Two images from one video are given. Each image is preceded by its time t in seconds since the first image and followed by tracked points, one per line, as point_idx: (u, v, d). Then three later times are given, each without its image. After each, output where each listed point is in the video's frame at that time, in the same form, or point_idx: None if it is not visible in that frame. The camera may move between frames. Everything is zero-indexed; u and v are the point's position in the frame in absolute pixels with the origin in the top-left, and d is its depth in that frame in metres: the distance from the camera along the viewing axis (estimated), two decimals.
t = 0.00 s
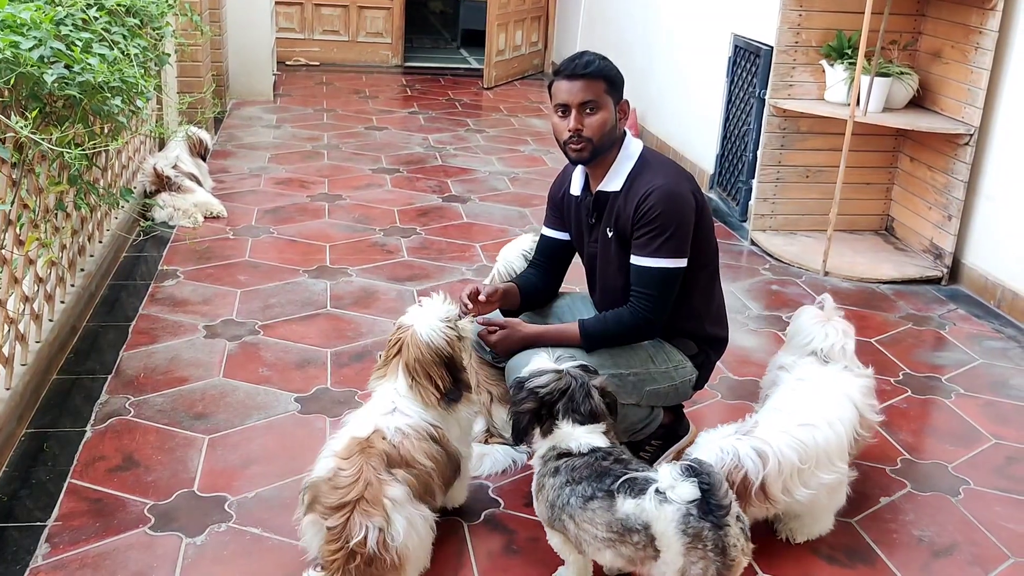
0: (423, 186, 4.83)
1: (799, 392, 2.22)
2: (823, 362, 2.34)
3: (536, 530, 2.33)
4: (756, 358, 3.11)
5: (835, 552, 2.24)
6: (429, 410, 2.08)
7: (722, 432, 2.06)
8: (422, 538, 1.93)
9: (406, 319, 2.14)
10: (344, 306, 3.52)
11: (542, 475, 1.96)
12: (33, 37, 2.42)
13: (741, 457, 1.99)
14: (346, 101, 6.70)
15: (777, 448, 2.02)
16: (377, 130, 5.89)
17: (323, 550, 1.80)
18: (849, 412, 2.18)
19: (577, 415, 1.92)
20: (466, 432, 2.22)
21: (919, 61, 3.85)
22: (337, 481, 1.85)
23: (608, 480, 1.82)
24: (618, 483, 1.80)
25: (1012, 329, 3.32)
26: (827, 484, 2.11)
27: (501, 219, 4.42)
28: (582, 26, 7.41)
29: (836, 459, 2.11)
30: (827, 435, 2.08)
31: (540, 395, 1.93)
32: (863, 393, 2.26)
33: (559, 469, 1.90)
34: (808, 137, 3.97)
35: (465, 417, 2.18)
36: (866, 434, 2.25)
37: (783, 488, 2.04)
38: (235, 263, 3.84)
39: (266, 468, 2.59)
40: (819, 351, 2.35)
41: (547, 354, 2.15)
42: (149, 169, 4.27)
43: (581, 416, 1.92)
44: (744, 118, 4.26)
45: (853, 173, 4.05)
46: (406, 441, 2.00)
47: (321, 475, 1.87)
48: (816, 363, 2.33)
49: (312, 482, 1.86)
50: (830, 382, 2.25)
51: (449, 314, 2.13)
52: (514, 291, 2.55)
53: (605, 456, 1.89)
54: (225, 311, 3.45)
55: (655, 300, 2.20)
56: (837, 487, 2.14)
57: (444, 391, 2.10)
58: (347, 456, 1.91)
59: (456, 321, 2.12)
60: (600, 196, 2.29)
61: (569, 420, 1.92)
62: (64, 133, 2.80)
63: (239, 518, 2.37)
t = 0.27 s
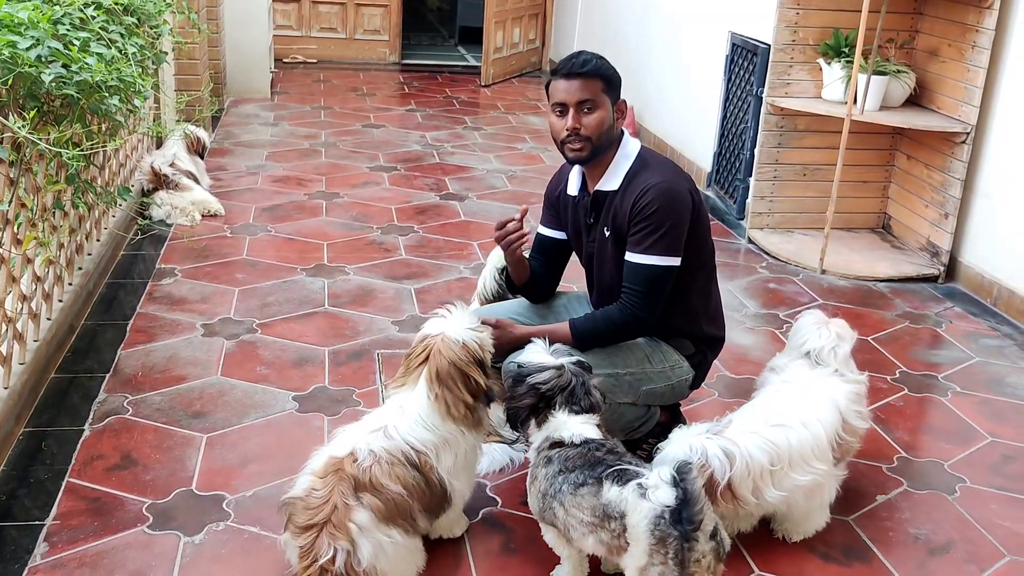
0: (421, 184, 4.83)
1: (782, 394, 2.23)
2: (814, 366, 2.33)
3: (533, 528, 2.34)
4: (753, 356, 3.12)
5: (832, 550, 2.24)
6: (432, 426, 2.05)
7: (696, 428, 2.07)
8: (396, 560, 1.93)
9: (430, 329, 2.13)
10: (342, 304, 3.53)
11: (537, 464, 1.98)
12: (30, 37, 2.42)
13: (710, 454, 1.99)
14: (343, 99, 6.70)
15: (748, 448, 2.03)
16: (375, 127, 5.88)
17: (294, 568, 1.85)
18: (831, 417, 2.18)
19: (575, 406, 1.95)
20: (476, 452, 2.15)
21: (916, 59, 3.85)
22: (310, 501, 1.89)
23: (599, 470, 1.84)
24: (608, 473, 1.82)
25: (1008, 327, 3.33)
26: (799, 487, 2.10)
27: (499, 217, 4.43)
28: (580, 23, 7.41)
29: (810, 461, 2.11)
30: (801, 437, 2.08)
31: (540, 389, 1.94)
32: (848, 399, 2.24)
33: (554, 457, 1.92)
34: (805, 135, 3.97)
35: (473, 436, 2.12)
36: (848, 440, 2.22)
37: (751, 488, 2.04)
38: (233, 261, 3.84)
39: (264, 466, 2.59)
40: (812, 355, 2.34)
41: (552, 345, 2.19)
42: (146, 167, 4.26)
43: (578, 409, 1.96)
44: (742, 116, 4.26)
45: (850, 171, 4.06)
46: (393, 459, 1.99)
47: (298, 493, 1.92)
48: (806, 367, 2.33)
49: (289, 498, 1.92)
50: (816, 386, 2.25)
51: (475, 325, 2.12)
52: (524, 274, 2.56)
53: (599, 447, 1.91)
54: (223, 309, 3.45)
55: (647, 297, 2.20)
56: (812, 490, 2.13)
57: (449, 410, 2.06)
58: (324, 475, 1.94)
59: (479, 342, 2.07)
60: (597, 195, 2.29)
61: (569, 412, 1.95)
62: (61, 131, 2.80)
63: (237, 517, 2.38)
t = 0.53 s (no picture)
0: (419, 183, 4.84)
1: (770, 397, 2.26)
2: (806, 372, 2.35)
3: (532, 528, 2.35)
4: (751, 356, 3.13)
5: (829, 549, 2.26)
6: (439, 436, 2.02)
7: (679, 421, 2.10)
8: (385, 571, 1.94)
9: (449, 333, 2.14)
10: (341, 304, 3.53)
11: (536, 460, 2.01)
12: (29, 39, 2.42)
13: (688, 448, 2.02)
14: (342, 98, 6.70)
15: (725, 446, 2.05)
16: (373, 127, 5.89)
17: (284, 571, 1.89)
18: (818, 421, 2.19)
19: (576, 406, 1.99)
20: (483, 461, 2.12)
21: (913, 59, 3.86)
22: (305, 506, 1.92)
23: (588, 473, 1.87)
24: (594, 478, 1.85)
25: (1005, 326, 3.34)
26: (778, 490, 2.10)
27: (498, 217, 4.43)
28: (578, 22, 7.41)
29: (791, 465, 2.12)
30: (780, 440, 2.10)
31: (542, 387, 1.97)
32: (837, 404, 2.25)
33: (551, 455, 1.96)
34: (803, 135, 3.98)
35: (482, 447, 2.09)
36: (834, 446, 2.23)
37: (726, 485, 2.05)
38: (232, 261, 3.85)
39: (263, 467, 2.60)
40: (805, 360, 2.36)
41: (561, 341, 2.21)
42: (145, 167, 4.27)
43: (579, 408, 2.00)
44: (739, 115, 4.27)
45: (847, 170, 4.06)
46: (393, 471, 1.97)
47: (297, 498, 1.96)
48: (798, 371, 2.34)
49: (287, 500, 1.97)
50: (805, 391, 2.26)
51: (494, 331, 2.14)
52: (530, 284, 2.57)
53: (596, 447, 1.94)
54: (222, 310, 3.45)
55: (644, 298, 2.21)
56: (791, 495, 2.13)
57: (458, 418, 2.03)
58: (321, 482, 1.96)
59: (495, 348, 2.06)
60: (597, 198, 2.30)
61: (573, 410, 2.00)
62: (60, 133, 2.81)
63: (237, 518, 2.38)
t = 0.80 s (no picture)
0: (418, 181, 4.84)
1: (769, 398, 2.27)
2: (802, 372, 2.36)
3: (531, 526, 2.36)
4: (749, 354, 3.13)
5: (827, 547, 2.27)
6: (431, 425, 2.05)
7: (678, 411, 2.11)
8: (386, 559, 1.99)
9: (430, 328, 2.16)
10: (339, 303, 3.54)
11: (536, 458, 1.99)
12: (29, 38, 2.42)
13: (689, 439, 2.03)
14: (340, 96, 6.70)
15: (721, 442, 2.06)
16: (372, 124, 5.89)
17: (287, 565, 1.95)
18: (815, 423, 2.20)
19: (580, 409, 1.96)
20: (477, 449, 2.15)
21: (911, 57, 3.86)
22: (303, 502, 1.97)
23: (594, 475, 1.85)
24: (600, 481, 1.83)
25: (1002, 324, 3.35)
26: (770, 490, 2.11)
27: (496, 215, 4.44)
28: (576, 19, 7.41)
29: (785, 467, 2.12)
30: (777, 441, 2.11)
31: (550, 386, 1.94)
32: (835, 404, 2.25)
33: (554, 454, 1.94)
34: (801, 133, 3.99)
35: (474, 434, 2.12)
36: (831, 446, 2.24)
37: (718, 480, 2.06)
38: (230, 259, 3.85)
39: (262, 465, 2.61)
40: (800, 361, 2.38)
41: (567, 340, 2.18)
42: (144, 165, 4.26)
43: (583, 412, 1.97)
44: (738, 113, 4.27)
45: (845, 169, 4.07)
46: (386, 463, 2.00)
47: (295, 494, 2.01)
48: (795, 372, 2.36)
49: (289, 499, 2.02)
50: (801, 391, 2.28)
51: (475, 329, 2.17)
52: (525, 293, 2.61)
53: (598, 449, 1.92)
54: (221, 308, 3.46)
55: (641, 299, 2.23)
56: (784, 496, 2.14)
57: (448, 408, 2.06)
58: (318, 478, 2.01)
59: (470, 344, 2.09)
60: (595, 199, 2.31)
61: (575, 413, 1.96)
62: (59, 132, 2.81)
63: (237, 516, 2.39)
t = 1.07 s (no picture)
0: (417, 180, 4.85)
1: (766, 396, 2.28)
2: (798, 371, 2.38)
3: (529, 524, 2.37)
4: (747, 353, 3.14)
5: (824, 545, 2.28)
6: (409, 417, 2.09)
7: (678, 404, 2.10)
8: (379, 553, 2.02)
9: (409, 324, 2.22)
10: (339, 301, 3.55)
11: (539, 459, 1.99)
12: (29, 38, 2.43)
13: (691, 433, 2.03)
14: (339, 94, 6.70)
15: (719, 439, 2.06)
16: (371, 123, 5.89)
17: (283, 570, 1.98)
18: (812, 422, 2.21)
19: (581, 412, 1.95)
20: (459, 437, 2.17)
21: (909, 56, 3.87)
22: (293, 508, 2.00)
23: (599, 486, 1.84)
24: (605, 494, 1.83)
25: (999, 322, 3.36)
26: (766, 488, 2.12)
27: (495, 214, 4.45)
28: (574, 17, 7.41)
29: (782, 466, 2.13)
30: (774, 440, 2.12)
31: (551, 391, 1.94)
32: (832, 403, 2.26)
33: (557, 457, 1.94)
34: (799, 132, 4.00)
35: (454, 423, 2.15)
36: (828, 445, 2.25)
37: (716, 475, 2.07)
38: (230, 258, 3.86)
39: (262, 463, 2.62)
40: (795, 361, 2.39)
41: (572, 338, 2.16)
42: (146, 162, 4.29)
43: (584, 416, 1.96)
44: (736, 112, 4.28)
45: (843, 167, 4.08)
46: (367, 458, 2.02)
47: (285, 500, 2.03)
48: (791, 372, 2.37)
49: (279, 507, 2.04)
50: (798, 390, 2.29)
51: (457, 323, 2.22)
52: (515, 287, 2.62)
53: (601, 454, 1.92)
54: (221, 306, 3.47)
55: (637, 299, 2.24)
56: (779, 495, 2.15)
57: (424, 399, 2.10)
58: (305, 483, 2.03)
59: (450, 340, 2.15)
60: (593, 199, 2.32)
61: (575, 415, 1.95)
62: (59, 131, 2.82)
63: (237, 514, 2.40)
